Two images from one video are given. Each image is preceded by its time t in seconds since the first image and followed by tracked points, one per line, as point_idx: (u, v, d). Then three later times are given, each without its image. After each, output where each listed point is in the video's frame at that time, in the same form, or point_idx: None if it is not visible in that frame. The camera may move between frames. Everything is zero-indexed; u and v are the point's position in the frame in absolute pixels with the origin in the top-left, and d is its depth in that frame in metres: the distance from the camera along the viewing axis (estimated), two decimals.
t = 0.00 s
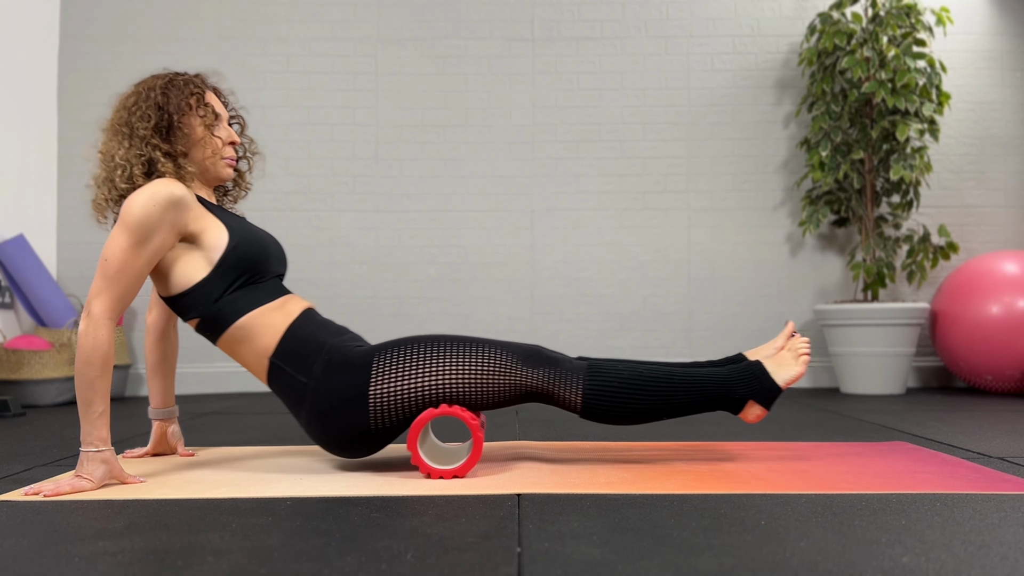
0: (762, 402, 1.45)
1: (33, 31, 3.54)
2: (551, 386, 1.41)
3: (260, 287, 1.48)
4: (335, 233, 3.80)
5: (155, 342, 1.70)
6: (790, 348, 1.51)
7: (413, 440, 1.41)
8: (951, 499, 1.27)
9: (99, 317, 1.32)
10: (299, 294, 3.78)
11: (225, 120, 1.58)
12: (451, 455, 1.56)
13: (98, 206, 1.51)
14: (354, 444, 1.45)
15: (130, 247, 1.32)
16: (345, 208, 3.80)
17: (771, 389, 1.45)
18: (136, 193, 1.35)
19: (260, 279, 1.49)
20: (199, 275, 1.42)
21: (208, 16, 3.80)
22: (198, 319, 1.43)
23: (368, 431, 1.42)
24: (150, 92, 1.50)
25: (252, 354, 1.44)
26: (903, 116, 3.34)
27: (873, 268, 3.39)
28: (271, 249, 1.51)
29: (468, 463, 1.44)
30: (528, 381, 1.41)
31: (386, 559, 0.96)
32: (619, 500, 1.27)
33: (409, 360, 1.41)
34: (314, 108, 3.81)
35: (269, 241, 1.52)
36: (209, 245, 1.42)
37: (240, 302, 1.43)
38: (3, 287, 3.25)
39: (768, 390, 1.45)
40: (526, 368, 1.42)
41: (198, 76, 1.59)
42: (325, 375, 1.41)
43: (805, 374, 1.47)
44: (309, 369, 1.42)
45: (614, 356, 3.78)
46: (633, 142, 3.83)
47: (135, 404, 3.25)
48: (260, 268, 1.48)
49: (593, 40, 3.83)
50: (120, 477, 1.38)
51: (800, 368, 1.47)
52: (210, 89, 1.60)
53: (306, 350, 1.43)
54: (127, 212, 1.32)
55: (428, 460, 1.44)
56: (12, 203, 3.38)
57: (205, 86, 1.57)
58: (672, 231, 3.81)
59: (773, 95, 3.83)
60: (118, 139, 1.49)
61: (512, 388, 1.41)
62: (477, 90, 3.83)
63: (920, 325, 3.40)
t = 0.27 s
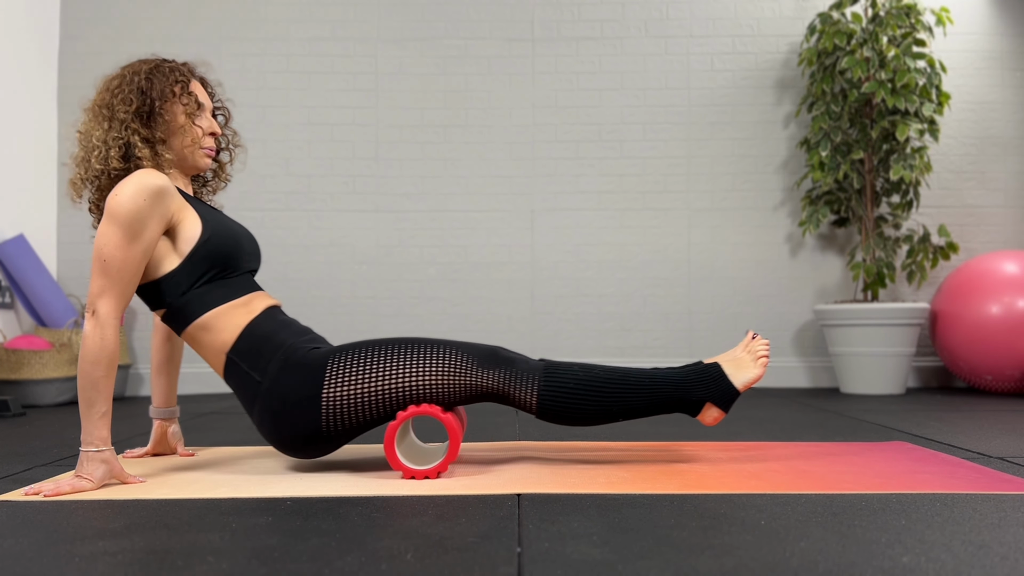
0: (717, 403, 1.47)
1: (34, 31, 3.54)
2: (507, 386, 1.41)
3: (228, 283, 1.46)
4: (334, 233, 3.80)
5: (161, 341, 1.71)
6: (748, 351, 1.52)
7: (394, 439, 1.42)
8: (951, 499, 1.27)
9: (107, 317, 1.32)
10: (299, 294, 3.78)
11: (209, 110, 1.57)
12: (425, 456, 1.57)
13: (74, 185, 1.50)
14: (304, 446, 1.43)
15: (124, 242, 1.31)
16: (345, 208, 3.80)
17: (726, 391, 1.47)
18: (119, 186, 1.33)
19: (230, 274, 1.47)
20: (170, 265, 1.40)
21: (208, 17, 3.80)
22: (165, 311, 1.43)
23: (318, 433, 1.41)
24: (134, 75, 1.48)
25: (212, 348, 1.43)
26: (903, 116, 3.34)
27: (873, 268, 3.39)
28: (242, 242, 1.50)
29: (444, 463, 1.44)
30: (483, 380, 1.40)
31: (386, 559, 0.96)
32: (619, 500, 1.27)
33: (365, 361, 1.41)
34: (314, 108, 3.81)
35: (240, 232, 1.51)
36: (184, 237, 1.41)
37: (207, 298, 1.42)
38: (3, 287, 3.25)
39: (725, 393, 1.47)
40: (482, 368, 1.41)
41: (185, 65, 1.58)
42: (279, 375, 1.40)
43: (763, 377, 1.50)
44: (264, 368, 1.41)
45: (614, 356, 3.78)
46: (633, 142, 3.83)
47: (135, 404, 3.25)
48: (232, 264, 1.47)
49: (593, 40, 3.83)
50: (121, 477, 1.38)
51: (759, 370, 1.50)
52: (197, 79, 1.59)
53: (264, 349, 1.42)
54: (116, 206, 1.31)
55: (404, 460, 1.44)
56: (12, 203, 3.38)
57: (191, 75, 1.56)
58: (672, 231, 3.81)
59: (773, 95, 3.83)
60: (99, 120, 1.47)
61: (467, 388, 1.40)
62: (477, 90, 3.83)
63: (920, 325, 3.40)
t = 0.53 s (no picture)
0: (683, 413, 1.47)
1: (33, 31, 3.54)
2: (472, 390, 1.40)
3: (206, 279, 1.46)
4: (334, 233, 3.80)
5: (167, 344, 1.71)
6: (716, 363, 1.52)
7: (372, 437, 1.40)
8: (951, 499, 1.27)
9: (111, 318, 1.32)
10: (299, 294, 3.78)
11: (207, 107, 1.55)
12: (405, 457, 1.56)
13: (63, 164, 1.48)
14: (265, 447, 1.44)
15: (119, 240, 1.31)
16: (345, 208, 3.80)
17: (692, 400, 1.47)
18: (108, 182, 1.33)
19: (210, 271, 1.47)
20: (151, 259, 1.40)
21: (207, 17, 3.80)
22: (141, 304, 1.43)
23: (279, 434, 1.41)
24: (136, 64, 1.47)
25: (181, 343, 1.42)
26: (903, 116, 3.34)
27: (873, 268, 3.39)
28: (223, 239, 1.49)
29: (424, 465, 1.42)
30: (447, 383, 1.39)
31: (386, 559, 0.96)
32: (619, 500, 1.27)
33: (330, 364, 1.40)
34: (314, 108, 3.81)
35: (221, 227, 1.50)
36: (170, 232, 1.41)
37: (182, 295, 1.42)
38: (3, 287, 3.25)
39: (691, 404, 1.47)
40: (448, 371, 1.40)
41: (191, 58, 1.56)
42: (244, 375, 1.40)
43: (728, 390, 1.49)
44: (228, 366, 1.41)
45: (615, 356, 3.78)
46: (633, 142, 3.83)
47: (135, 404, 3.25)
48: (212, 262, 1.46)
49: (593, 40, 3.83)
50: (121, 477, 1.38)
51: (725, 383, 1.49)
52: (200, 73, 1.57)
53: (230, 348, 1.42)
54: (111, 203, 1.31)
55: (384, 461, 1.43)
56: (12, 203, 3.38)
57: (195, 70, 1.54)
58: (672, 231, 3.81)
59: (773, 95, 3.83)
60: (95, 103, 1.46)
61: (430, 391, 1.40)
62: (477, 90, 3.83)
63: (920, 325, 3.40)
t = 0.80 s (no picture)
0: (643, 414, 1.47)
1: (33, 31, 3.54)
2: (429, 391, 1.40)
3: (191, 280, 1.45)
4: (334, 233, 3.80)
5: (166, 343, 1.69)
6: (676, 363, 1.51)
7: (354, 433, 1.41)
8: (951, 499, 1.27)
9: (117, 319, 1.32)
10: (299, 294, 3.78)
11: (225, 102, 1.52)
12: (386, 457, 1.56)
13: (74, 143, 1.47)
14: (221, 451, 1.43)
15: (122, 240, 1.31)
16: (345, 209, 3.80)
17: (650, 402, 1.47)
18: (111, 180, 1.32)
19: (196, 272, 1.46)
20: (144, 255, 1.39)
21: (207, 17, 3.80)
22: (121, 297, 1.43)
23: (234, 438, 1.40)
24: (158, 54, 1.45)
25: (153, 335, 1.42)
26: (903, 116, 3.34)
27: (873, 268, 3.39)
28: (213, 240, 1.48)
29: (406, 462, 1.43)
30: (405, 384, 1.40)
31: (386, 559, 0.96)
32: (619, 500, 1.27)
33: (290, 368, 1.41)
34: (314, 108, 3.81)
35: (212, 226, 1.48)
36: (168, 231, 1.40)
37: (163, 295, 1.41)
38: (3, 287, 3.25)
39: (650, 405, 1.46)
40: (406, 372, 1.41)
41: (216, 52, 1.54)
42: (203, 378, 1.40)
43: (688, 390, 1.48)
44: (189, 369, 1.41)
45: (614, 356, 3.78)
46: (633, 142, 3.83)
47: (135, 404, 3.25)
48: (201, 263, 1.46)
49: (593, 40, 3.83)
50: (120, 477, 1.38)
51: (684, 384, 1.48)
52: (221, 68, 1.55)
53: (192, 350, 1.42)
54: (116, 203, 1.30)
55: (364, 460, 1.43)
56: (12, 203, 3.38)
57: (216, 65, 1.52)
58: (672, 231, 3.81)
59: (773, 95, 3.83)
60: (114, 89, 1.44)
61: (388, 393, 1.41)
62: (477, 90, 3.83)
63: (920, 325, 3.40)
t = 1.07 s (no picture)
0: (607, 415, 1.49)
1: (33, 31, 3.54)
2: (393, 393, 1.41)
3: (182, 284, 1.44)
4: (334, 233, 3.80)
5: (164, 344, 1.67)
6: (639, 366, 1.53)
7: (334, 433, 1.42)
8: (952, 499, 1.27)
9: (121, 321, 1.32)
10: (299, 294, 3.78)
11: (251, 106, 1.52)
12: (367, 456, 1.57)
13: (98, 140, 1.45)
14: (182, 458, 1.43)
15: (131, 243, 1.31)
16: (345, 208, 3.80)
17: (614, 403, 1.49)
18: (124, 180, 1.32)
19: (188, 278, 1.45)
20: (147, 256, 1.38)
21: (207, 18, 3.80)
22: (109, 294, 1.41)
23: (196, 445, 1.40)
24: (189, 55, 1.45)
25: (135, 331, 1.41)
26: (903, 116, 3.34)
27: (873, 268, 3.39)
28: (212, 245, 1.46)
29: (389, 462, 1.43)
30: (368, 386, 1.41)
31: (386, 559, 0.96)
32: (618, 500, 1.27)
33: (255, 373, 1.41)
34: (314, 108, 3.81)
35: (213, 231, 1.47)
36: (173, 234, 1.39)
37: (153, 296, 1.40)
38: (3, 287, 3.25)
39: (614, 407, 1.48)
40: (370, 375, 1.41)
41: (244, 55, 1.53)
42: (167, 385, 1.39)
43: (651, 392, 1.50)
44: (154, 375, 1.41)
45: (615, 356, 3.78)
46: (633, 142, 3.83)
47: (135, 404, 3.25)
48: (197, 268, 1.45)
49: (593, 40, 3.83)
50: (120, 477, 1.38)
51: (647, 386, 1.50)
52: (249, 71, 1.54)
53: (160, 356, 1.41)
54: (128, 205, 1.30)
55: (345, 460, 1.44)
56: (13, 204, 3.38)
57: (245, 67, 1.51)
58: (672, 231, 3.81)
59: (773, 95, 3.83)
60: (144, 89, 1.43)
61: (351, 396, 1.41)
62: (477, 90, 3.83)
63: (920, 325, 3.40)
